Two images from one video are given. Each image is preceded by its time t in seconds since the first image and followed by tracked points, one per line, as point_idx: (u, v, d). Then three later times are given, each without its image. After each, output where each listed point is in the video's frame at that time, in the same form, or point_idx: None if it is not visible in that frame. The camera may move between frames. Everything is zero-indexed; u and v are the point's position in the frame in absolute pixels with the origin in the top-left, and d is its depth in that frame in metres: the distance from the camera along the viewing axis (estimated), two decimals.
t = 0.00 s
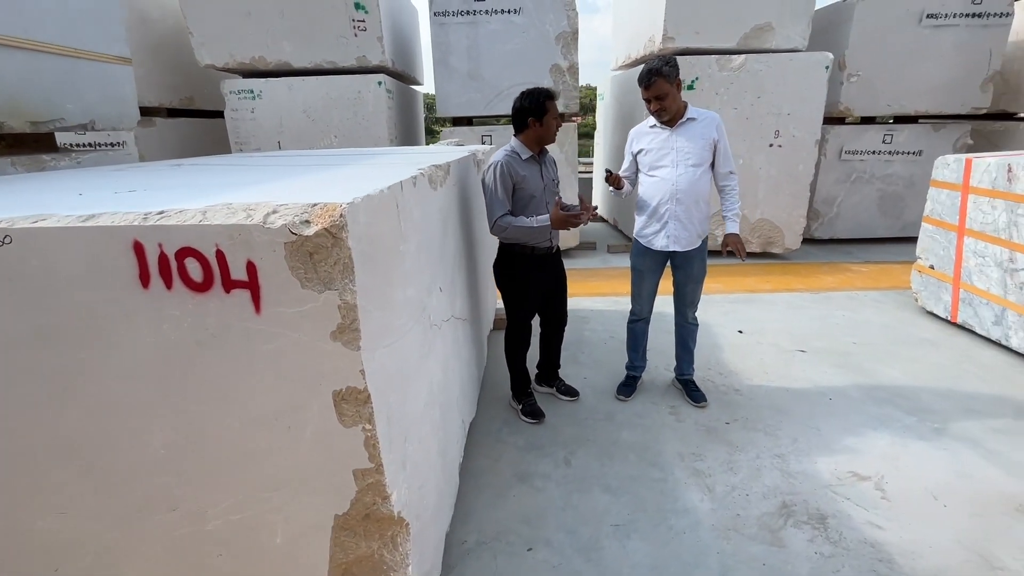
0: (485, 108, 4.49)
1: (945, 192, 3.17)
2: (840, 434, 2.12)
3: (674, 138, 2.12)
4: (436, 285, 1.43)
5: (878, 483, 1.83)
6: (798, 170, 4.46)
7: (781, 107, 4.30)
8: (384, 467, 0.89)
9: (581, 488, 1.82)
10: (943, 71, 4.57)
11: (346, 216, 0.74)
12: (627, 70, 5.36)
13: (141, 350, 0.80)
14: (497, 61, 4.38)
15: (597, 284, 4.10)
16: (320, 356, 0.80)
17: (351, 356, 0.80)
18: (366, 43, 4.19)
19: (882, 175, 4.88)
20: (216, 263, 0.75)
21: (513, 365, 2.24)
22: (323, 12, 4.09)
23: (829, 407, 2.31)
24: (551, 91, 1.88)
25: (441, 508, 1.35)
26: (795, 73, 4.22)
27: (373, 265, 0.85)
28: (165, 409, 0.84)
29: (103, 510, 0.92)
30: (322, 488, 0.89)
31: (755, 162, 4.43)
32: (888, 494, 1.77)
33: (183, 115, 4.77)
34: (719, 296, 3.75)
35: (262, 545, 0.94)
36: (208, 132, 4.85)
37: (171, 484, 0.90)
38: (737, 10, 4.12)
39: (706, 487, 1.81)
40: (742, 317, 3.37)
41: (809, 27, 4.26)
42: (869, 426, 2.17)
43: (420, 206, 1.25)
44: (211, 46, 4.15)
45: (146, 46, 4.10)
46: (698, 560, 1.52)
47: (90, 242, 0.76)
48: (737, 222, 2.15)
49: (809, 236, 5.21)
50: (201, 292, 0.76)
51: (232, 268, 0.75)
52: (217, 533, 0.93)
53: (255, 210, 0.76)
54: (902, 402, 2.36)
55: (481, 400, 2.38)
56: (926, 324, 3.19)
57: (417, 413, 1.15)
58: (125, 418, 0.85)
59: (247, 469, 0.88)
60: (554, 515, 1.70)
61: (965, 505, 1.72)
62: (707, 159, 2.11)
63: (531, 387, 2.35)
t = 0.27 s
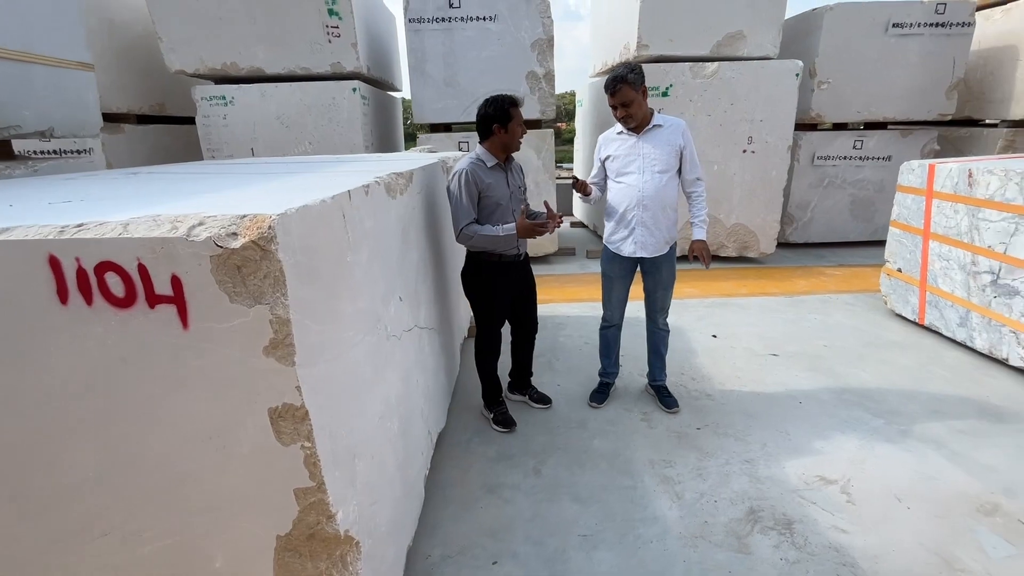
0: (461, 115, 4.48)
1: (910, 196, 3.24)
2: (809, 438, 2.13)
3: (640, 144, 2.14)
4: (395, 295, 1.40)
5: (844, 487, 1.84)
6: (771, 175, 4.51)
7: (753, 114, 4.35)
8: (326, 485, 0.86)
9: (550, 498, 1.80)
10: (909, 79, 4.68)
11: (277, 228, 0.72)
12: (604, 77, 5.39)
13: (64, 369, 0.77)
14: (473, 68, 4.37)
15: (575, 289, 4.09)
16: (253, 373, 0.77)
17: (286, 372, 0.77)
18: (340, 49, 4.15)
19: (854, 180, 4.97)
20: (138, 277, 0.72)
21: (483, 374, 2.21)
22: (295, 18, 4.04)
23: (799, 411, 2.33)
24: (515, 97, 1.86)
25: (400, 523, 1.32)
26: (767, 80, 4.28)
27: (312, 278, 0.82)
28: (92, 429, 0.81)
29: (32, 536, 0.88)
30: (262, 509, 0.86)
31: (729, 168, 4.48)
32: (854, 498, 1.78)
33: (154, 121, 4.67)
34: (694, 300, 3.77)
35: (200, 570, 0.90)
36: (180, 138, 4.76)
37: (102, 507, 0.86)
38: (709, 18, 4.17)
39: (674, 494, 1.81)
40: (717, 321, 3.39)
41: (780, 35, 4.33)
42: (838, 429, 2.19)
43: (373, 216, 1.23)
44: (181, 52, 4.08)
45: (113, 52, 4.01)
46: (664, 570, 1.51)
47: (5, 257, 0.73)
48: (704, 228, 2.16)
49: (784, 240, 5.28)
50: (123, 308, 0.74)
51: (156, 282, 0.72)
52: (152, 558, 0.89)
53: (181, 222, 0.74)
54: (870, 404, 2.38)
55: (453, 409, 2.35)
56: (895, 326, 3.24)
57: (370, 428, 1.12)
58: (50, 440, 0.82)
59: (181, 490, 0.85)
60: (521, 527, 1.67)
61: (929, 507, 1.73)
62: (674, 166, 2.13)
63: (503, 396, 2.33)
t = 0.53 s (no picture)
0: (443, 122, 4.47)
1: (883, 203, 3.29)
2: (785, 444, 2.14)
3: (615, 153, 2.16)
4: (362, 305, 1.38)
5: (819, 493, 1.84)
6: (751, 183, 4.56)
7: (732, 122, 4.40)
8: (278, 503, 0.83)
9: (525, 509, 1.78)
10: (884, 88, 4.77)
11: (219, 240, 0.70)
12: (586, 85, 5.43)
13: None
14: (454, 76, 4.37)
15: (557, 296, 4.09)
16: (196, 390, 0.75)
17: (232, 389, 0.75)
18: (320, 56, 4.12)
19: (832, 187, 5.05)
20: (73, 292, 0.70)
21: (459, 383, 2.19)
22: (274, 25, 4.01)
23: (775, 417, 2.34)
24: (486, 106, 1.94)
25: (367, 538, 1.29)
26: (745, 89, 4.33)
27: (262, 291, 0.80)
28: (29, 448, 0.78)
29: None
30: (211, 529, 0.83)
31: (709, 175, 4.52)
32: (828, 504, 1.79)
33: (130, 129, 4.59)
34: (676, 306, 3.79)
35: None
36: (157, 145, 4.69)
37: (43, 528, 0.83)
38: (688, 28, 4.22)
39: (650, 503, 1.80)
40: (698, 328, 3.40)
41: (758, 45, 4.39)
42: (813, 435, 2.20)
43: (336, 225, 1.21)
44: (157, 58, 4.01)
45: (88, 58, 3.94)
46: None
47: None
48: (679, 235, 2.17)
49: (765, 246, 5.34)
50: (58, 323, 0.72)
51: (92, 297, 0.71)
52: None
53: (120, 234, 0.73)
54: (846, 409, 2.40)
55: (430, 419, 2.33)
56: (871, 331, 3.28)
57: (331, 442, 1.10)
58: None
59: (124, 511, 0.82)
60: (495, 539, 1.65)
61: (901, 513, 1.75)
62: (648, 174, 2.15)
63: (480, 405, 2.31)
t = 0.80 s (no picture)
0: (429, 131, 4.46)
1: (865, 212, 3.32)
2: (770, 454, 2.13)
3: (597, 162, 2.16)
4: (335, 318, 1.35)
5: (803, 504, 1.83)
6: (736, 191, 4.59)
7: (717, 131, 4.44)
8: (237, 529, 0.80)
9: (506, 524, 1.75)
10: (865, 98, 4.84)
11: (169, 254, 0.68)
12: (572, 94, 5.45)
13: None
14: (440, 85, 4.37)
15: (544, 305, 4.07)
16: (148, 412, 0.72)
17: (185, 410, 0.72)
18: (305, 65, 4.09)
19: (816, 195, 5.10)
20: (13, 310, 0.68)
21: (441, 395, 2.16)
22: (258, 33, 3.98)
23: (760, 427, 2.33)
24: (465, 115, 1.93)
25: (339, 559, 1.25)
26: (729, 99, 4.37)
27: (220, 307, 0.78)
28: None
29: None
30: (167, 555, 0.80)
31: (695, 184, 4.55)
32: (812, 515, 1.78)
33: (111, 137, 4.52)
34: (662, 315, 3.79)
35: None
36: (138, 153, 4.62)
37: None
38: (672, 38, 4.25)
39: (634, 516, 1.78)
40: (684, 336, 3.40)
41: (741, 56, 4.44)
42: (798, 444, 2.19)
43: (308, 237, 1.20)
44: (139, 66, 3.96)
45: (68, 65, 3.88)
46: None
47: None
48: (662, 244, 2.16)
49: (751, 254, 5.37)
50: None
51: (33, 316, 0.69)
52: None
53: (67, 249, 0.71)
54: (830, 418, 2.40)
55: (412, 432, 2.29)
56: (855, 338, 3.30)
57: (299, 462, 1.06)
58: None
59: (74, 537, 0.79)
60: (475, 556, 1.62)
61: (884, 523, 1.74)
62: (630, 183, 2.15)
63: (463, 417, 2.27)
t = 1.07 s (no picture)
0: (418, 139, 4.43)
1: (853, 222, 3.33)
2: (761, 468, 2.10)
3: (584, 172, 2.13)
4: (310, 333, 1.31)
5: (795, 520, 1.81)
6: (725, 200, 4.60)
7: (706, 141, 4.45)
8: (194, 562, 0.76)
9: (491, 544, 1.71)
10: (852, 109, 4.88)
11: (117, 274, 0.65)
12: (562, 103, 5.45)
13: None
14: (429, 93, 4.34)
15: (534, 315, 4.03)
16: (97, 440, 0.70)
17: (134, 438, 0.69)
18: (292, 72, 4.05)
19: (804, 204, 5.12)
20: None
21: (426, 409, 2.11)
22: (244, 41, 3.94)
23: (751, 440, 2.30)
24: (449, 124, 1.90)
25: None
26: (717, 109, 4.39)
27: (178, 329, 0.75)
28: None
29: None
30: None
31: (685, 194, 4.55)
32: (804, 532, 1.75)
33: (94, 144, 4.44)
34: (652, 324, 3.76)
35: None
36: (122, 161, 4.55)
37: None
38: (661, 48, 4.27)
39: (623, 534, 1.74)
40: (674, 346, 3.37)
41: (730, 66, 4.46)
42: (789, 457, 2.17)
43: (281, 250, 1.16)
44: (122, 72, 3.90)
45: (49, 72, 3.81)
46: None
47: None
48: (651, 255, 2.14)
49: (741, 263, 5.37)
50: None
51: None
52: None
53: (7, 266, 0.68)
54: (821, 430, 2.38)
55: (396, 447, 2.24)
56: (845, 348, 3.29)
57: (269, 486, 1.02)
58: None
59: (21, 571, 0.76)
60: None
61: (876, 539, 1.71)
62: (618, 193, 2.13)
63: (448, 431, 2.22)
